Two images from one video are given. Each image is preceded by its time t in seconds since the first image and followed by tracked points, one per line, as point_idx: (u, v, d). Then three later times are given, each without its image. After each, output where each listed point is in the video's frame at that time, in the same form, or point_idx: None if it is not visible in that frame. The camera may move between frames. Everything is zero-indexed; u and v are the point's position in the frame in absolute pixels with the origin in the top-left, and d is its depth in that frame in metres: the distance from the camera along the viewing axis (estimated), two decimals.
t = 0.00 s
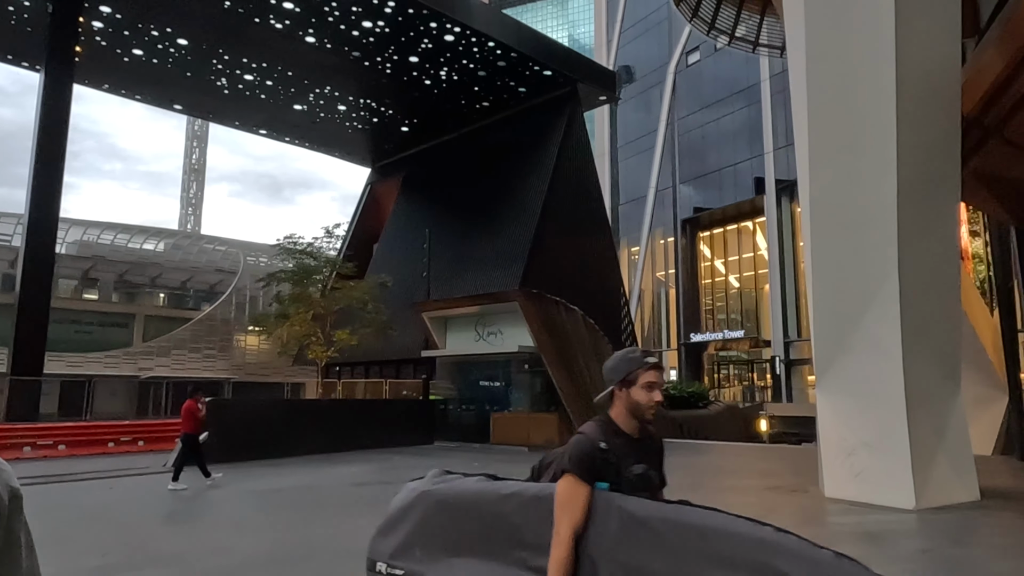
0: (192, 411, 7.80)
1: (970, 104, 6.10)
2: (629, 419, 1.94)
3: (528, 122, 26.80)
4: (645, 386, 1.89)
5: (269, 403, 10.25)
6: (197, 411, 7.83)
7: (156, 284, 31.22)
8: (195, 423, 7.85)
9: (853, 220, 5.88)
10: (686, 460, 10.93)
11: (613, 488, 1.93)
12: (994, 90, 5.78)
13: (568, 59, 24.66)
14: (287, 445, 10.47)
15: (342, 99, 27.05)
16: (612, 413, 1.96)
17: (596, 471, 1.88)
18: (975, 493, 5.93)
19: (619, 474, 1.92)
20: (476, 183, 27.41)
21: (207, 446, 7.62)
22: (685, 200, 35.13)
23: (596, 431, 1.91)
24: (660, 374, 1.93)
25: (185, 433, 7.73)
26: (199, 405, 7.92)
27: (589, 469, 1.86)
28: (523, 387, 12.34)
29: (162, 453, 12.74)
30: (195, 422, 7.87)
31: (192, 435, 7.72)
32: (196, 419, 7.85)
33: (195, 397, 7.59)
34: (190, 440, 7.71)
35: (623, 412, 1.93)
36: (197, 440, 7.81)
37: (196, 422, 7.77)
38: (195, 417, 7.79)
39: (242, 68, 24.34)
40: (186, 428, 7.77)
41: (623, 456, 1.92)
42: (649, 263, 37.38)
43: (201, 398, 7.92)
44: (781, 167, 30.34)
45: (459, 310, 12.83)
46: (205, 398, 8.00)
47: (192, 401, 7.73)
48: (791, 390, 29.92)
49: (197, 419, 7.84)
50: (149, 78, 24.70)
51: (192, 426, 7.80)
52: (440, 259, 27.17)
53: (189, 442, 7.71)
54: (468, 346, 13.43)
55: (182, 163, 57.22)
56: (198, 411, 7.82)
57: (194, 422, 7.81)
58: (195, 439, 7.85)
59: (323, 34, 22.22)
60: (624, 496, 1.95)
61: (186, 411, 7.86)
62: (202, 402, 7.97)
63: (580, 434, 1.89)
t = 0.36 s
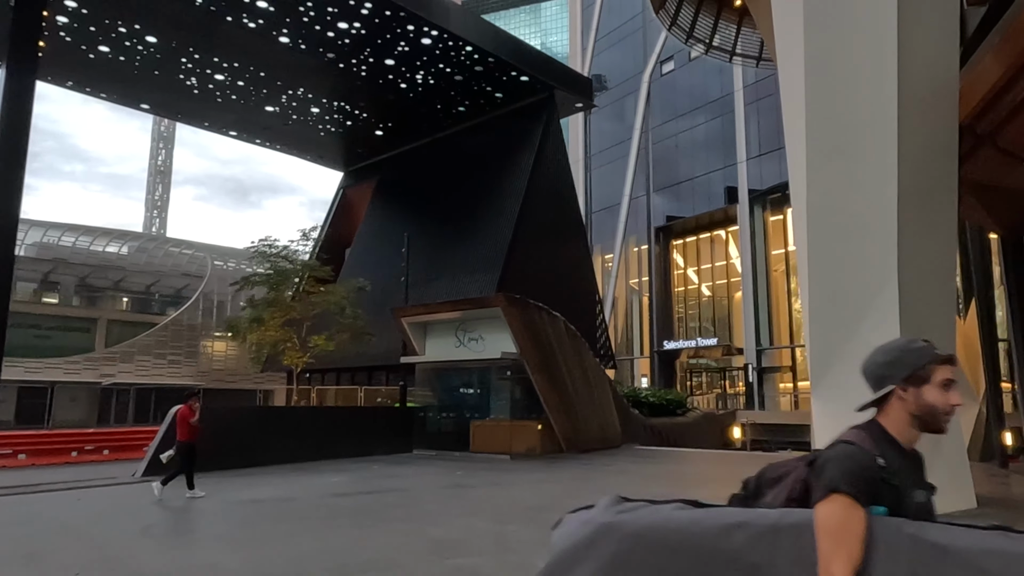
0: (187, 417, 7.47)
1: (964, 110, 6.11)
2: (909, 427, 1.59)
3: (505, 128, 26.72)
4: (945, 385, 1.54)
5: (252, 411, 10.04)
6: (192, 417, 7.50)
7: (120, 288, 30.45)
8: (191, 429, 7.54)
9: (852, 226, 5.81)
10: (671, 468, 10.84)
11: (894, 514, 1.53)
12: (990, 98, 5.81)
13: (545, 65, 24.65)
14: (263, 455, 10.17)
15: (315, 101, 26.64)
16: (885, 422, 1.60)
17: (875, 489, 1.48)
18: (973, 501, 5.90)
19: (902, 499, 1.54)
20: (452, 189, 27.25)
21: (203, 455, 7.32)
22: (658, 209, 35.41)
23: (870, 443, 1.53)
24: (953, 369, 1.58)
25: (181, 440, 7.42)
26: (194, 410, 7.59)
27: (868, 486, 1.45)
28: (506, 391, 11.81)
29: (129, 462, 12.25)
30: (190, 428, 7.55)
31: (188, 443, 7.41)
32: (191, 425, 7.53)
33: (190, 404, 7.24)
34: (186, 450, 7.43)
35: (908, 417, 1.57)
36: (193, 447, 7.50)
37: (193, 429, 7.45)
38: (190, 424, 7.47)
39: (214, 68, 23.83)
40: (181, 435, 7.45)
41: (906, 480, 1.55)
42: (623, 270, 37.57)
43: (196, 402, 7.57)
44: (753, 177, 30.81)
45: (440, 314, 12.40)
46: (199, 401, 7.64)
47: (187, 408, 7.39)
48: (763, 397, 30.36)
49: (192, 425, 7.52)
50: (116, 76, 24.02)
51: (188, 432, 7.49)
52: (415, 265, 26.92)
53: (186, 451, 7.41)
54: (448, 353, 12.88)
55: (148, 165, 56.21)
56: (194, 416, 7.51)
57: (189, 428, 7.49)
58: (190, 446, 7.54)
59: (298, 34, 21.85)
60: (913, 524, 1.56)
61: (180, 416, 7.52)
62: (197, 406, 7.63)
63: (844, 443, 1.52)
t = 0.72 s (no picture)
0: (178, 427, 7.15)
1: (961, 118, 6.08)
2: None
3: (481, 134, 26.61)
4: None
5: (224, 417, 9.80)
6: (183, 428, 7.17)
7: (82, 293, 29.71)
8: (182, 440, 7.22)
9: (850, 232, 5.76)
10: (655, 477, 10.74)
11: None
12: (986, 105, 5.79)
13: (523, 71, 24.59)
14: (239, 464, 9.90)
15: (289, 104, 26.21)
16: None
17: None
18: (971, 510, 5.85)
19: None
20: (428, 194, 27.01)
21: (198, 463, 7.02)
22: (633, 217, 35.61)
23: None
24: None
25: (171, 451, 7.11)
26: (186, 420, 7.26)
27: None
28: (492, 399, 11.64)
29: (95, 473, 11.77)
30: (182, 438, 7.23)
31: (178, 452, 7.09)
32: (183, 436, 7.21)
33: (181, 413, 6.93)
34: (176, 459, 7.11)
35: None
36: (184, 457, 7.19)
37: (183, 440, 7.13)
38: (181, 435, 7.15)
39: (185, 68, 23.29)
40: (171, 444, 7.13)
41: None
42: (598, 277, 37.61)
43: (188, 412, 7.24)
44: (727, 187, 31.18)
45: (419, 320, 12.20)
46: (191, 410, 7.32)
47: (178, 416, 7.08)
48: (736, 404, 30.61)
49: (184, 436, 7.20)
50: (82, 74, 23.34)
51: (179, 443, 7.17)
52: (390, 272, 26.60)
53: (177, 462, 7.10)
54: (428, 360, 12.60)
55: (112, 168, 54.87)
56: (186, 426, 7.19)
57: (180, 438, 7.17)
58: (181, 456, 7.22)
59: (273, 36, 21.48)
60: None
61: (171, 425, 7.21)
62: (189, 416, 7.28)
63: None
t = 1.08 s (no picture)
0: (172, 439, 6.74)
1: (956, 128, 6.07)
2: None
3: (458, 141, 26.45)
4: None
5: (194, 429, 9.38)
6: (178, 439, 6.75)
7: (42, 298, 28.73)
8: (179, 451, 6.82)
9: (848, 241, 5.74)
10: (638, 487, 10.62)
11: None
12: (984, 115, 5.81)
13: (500, 78, 24.53)
14: (212, 476, 9.58)
15: (262, 107, 25.75)
16: None
17: None
18: (966, 521, 5.82)
19: None
20: (404, 201, 26.74)
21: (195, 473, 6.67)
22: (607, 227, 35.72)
23: None
24: None
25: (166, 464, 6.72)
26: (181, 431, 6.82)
27: None
28: (469, 408, 11.65)
29: (59, 485, 11.30)
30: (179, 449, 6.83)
31: (174, 465, 6.70)
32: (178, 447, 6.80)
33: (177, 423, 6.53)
34: (172, 472, 6.73)
35: None
36: (179, 469, 6.80)
37: (178, 452, 6.72)
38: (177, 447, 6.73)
39: (155, 69, 22.75)
40: (166, 457, 6.74)
41: None
42: (572, 286, 37.69)
43: (184, 421, 6.84)
44: (702, 198, 31.46)
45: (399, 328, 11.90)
46: (187, 420, 6.92)
47: (174, 428, 6.68)
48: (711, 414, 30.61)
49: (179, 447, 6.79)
50: (47, 73, 22.66)
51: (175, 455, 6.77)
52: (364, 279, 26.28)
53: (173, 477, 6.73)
54: (408, 367, 12.26)
55: (76, 169, 53.41)
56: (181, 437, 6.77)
57: (175, 449, 6.78)
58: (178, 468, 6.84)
59: (248, 37, 21.08)
60: None
61: (166, 437, 6.82)
62: (184, 426, 6.86)
63: None
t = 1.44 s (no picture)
0: (166, 448, 6.39)
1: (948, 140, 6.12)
2: None
3: (433, 147, 26.29)
4: None
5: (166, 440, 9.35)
6: (173, 448, 6.40)
7: None
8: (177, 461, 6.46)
9: (844, 251, 5.75)
10: (621, 498, 10.55)
11: None
12: (976, 128, 5.87)
13: (477, 85, 24.46)
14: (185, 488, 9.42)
15: (234, 110, 25.29)
16: None
17: None
18: (960, 532, 5.85)
19: None
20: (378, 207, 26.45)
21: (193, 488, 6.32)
22: (581, 236, 35.78)
23: None
24: None
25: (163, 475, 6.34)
26: (176, 439, 6.49)
27: None
28: (450, 415, 11.30)
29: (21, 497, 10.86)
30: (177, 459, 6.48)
31: (170, 475, 6.34)
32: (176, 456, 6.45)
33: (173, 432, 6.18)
34: (168, 484, 6.37)
35: None
36: (175, 480, 6.44)
37: (175, 462, 6.37)
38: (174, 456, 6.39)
39: (123, 68, 22.19)
40: (159, 468, 6.37)
41: None
42: (545, 295, 37.41)
43: (177, 430, 6.50)
44: (675, 209, 31.76)
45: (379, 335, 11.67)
46: (182, 429, 6.58)
47: (168, 437, 6.34)
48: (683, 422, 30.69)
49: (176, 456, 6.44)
50: (9, 70, 21.96)
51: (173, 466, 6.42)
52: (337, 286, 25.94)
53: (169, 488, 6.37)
54: (387, 376, 12.05)
55: (35, 171, 51.87)
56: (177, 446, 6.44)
57: (170, 459, 6.42)
58: (173, 479, 6.46)
59: (221, 38, 20.70)
60: None
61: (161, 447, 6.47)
62: (179, 435, 6.53)
63: None
